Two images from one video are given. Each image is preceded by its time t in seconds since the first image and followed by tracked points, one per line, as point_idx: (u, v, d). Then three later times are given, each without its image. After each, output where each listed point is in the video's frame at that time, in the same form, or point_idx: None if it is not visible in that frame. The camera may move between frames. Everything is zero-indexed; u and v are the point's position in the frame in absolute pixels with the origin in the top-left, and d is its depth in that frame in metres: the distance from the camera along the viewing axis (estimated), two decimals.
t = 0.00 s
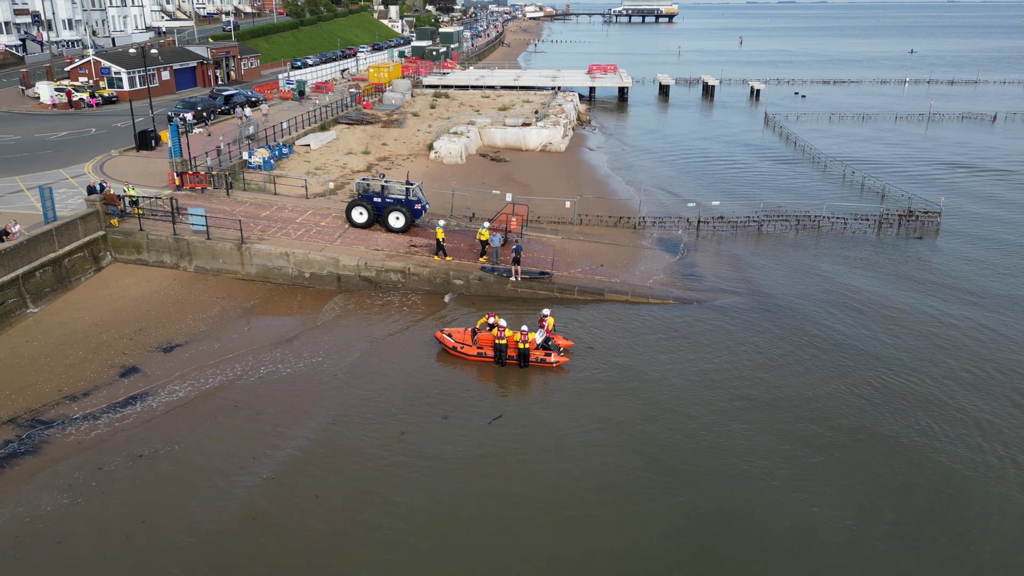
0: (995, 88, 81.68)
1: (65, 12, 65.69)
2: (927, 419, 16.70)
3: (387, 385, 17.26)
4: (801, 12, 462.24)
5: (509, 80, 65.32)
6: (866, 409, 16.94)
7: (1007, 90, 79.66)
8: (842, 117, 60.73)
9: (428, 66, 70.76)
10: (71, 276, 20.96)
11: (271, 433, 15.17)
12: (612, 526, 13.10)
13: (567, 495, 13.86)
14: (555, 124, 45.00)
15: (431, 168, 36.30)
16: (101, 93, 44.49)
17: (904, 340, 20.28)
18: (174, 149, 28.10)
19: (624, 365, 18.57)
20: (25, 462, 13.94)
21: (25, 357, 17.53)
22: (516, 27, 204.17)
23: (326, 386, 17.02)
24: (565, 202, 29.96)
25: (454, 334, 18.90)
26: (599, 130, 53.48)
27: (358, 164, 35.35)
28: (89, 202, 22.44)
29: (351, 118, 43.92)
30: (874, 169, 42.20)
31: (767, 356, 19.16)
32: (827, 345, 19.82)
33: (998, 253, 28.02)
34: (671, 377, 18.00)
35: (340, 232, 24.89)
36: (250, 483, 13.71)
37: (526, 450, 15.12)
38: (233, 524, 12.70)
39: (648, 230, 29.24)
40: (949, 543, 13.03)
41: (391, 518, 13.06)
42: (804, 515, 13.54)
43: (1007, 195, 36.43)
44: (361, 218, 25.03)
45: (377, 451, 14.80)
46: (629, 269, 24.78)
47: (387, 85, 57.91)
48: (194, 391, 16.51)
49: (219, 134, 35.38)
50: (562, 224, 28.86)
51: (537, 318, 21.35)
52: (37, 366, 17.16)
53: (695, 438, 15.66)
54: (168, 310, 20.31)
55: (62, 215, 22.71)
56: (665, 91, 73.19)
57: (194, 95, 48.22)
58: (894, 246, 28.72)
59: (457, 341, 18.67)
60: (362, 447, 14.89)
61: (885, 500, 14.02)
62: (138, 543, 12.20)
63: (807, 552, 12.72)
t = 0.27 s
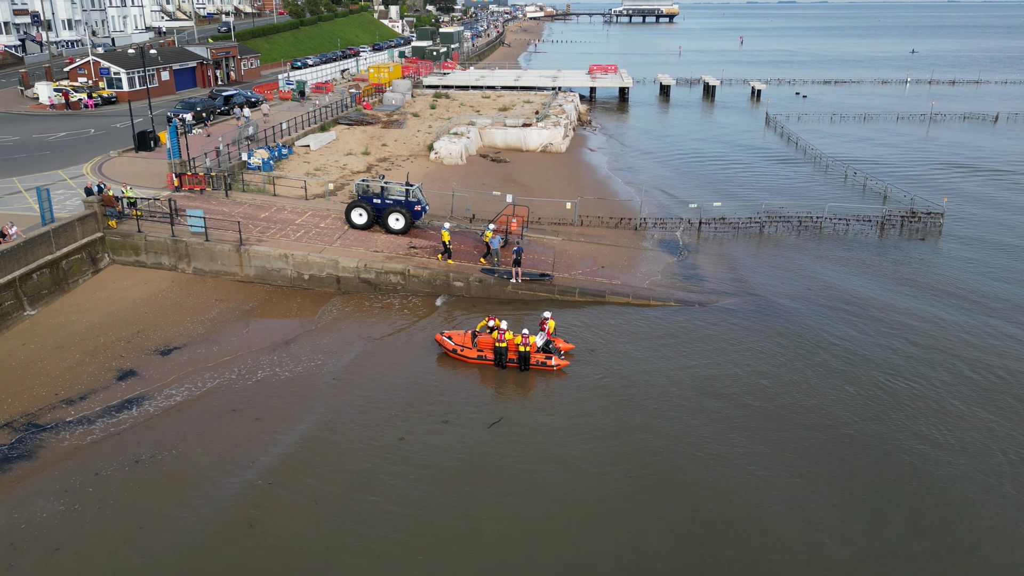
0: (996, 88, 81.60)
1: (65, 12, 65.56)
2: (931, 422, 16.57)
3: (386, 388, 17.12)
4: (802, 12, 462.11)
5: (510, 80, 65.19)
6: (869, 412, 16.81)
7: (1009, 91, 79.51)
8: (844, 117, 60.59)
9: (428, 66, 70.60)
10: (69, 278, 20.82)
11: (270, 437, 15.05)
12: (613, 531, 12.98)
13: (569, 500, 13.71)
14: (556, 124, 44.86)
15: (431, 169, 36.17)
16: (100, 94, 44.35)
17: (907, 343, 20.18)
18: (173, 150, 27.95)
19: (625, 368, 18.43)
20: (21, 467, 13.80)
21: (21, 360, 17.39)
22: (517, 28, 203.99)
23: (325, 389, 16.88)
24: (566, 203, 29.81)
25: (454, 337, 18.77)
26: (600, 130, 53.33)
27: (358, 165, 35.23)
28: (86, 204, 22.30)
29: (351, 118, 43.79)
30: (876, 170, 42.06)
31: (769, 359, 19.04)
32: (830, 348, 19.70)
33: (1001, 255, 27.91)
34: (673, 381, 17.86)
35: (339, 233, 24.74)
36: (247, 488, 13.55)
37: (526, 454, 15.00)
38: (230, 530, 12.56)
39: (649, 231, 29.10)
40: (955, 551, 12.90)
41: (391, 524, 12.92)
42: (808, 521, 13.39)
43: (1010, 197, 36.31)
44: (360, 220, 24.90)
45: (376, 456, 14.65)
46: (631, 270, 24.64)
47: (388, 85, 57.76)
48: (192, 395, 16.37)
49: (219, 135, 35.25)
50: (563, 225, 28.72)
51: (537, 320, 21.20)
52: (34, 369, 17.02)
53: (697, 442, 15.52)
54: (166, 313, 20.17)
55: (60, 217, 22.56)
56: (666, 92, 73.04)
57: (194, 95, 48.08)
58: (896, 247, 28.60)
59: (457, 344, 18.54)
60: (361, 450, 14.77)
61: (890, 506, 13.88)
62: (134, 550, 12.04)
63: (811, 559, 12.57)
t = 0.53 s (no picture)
0: (997, 89, 81.43)
1: (64, 12, 65.35)
2: (936, 429, 16.41)
3: (386, 393, 16.93)
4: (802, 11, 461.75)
5: (510, 80, 64.99)
6: (873, 418, 16.65)
7: (1011, 91, 79.35)
8: (845, 118, 60.41)
9: (429, 66, 70.40)
10: (65, 281, 20.62)
11: (267, 443, 14.86)
12: (615, 538, 12.81)
13: (571, 508, 13.52)
14: (556, 125, 44.66)
15: (431, 170, 35.98)
16: (99, 94, 44.17)
17: (911, 347, 20.03)
18: (170, 151, 27.75)
19: (627, 373, 18.24)
20: (14, 475, 13.59)
21: (15, 365, 17.20)
22: (517, 27, 203.76)
23: (323, 394, 16.69)
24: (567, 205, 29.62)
25: (453, 340, 18.59)
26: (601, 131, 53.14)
27: (358, 166, 35.04)
28: (83, 206, 22.11)
29: (351, 119, 43.60)
30: (878, 171, 41.89)
31: (772, 364, 18.87)
32: (833, 353, 19.53)
33: (1005, 257, 27.74)
34: (676, 386, 17.67)
35: (338, 235, 24.54)
36: (244, 496, 13.35)
37: (527, 460, 14.82)
38: (226, 539, 12.36)
39: (650, 233, 28.91)
40: (962, 561, 12.72)
41: (390, 533, 12.71)
42: (813, 531, 13.21)
43: (1013, 198, 36.14)
44: (360, 222, 24.70)
45: (375, 463, 14.45)
46: (632, 273, 24.44)
47: (388, 85, 57.58)
48: (188, 400, 16.16)
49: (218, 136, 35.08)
50: (563, 226, 28.52)
51: (538, 324, 21.01)
52: (28, 374, 16.83)
53: (700, 449, 15.33)
54: (163, 316, 19.96)
55: (56, 219, 22.36)
56: (667, 92, 72.86)
57: (193, 96, 47.88)
58: (899, 250, 28.43)
59: (456, 348, 18.36)
60: (360, 457, 14.59)
61: (897, 514, 13.69)
62: (129, 560, 11.83)
63: (817, 568, 12.38)
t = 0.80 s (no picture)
0: (999, 89, 81.19)
1: (62, 13, 65.18)
2: (942, 435, 16.18)
3: (383, 398, 16.72)
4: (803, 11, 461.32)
5: (510, 81, 64.75)
6: (878, 424, 16.42)
7: (1013, 91, 79.14)
8: (847, 118, 60.19)
9: (428, 66, 70.16)
10: (59, 284, 20.38)
11: (264, 450, 14.63)
12: (617, 549, 12.57)
13: (572, 516, 13.28)
14: (556, 126, 44.40)
15: (430, 171, 35.75)
16: (97, 95, 43.94)
17: (917, 352, 19.82)
18: (167, 152, 27.50)
19: (628, 379, 18.01)
20: (4, 484, 13.35)
21: (8, 370, 16.96)
22: (517, 28, 203.37)
23: (320, 399, 16.46)
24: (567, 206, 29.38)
25: (452, 344, 18.36)
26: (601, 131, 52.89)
27: (357, 167, 34.80)
28: (78, 208, 21.88)
29: (350, 120, 43.40)
30: (880, 172, 41.66)
31: (775, 368, 18.65)
32: (838, 357, 19.32)
33: (1010, 259, 27.52)
34: (678, 392, 17.45)
35: (336, 238, 24.30)
36: (239, 505, 13.10)
37: (527, 467, 14.59)
38: (221, 550, 12.10)
39: (651, 235, 28.69)
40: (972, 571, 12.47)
41: (388, 542, 12.46)
42: (819, 542, 12.96)
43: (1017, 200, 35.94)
44: (358, 224, 24.45)
45: (372, 471, 14.21)
46: (633, 275, 24.20)
47: (387, 86, 57.35)
48: (183, 406, 15.92)
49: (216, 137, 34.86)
50: (564, 228, 28.28)
51: (538, 327, 20.76)
52: (21, 380, 16.59)
53: (703, 457, 15.09)
54: (158, 320, 19.73)
55: (51, 222, 22.12)
56: (668, 92, 72.62)
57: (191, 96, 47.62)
58: (903, 251, 28.22)
59: (455, 352, 18.13)
60: (357, 464, 14.37)
61: (903, 524, 13.46)
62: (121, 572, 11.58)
63: None
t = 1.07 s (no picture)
0: (1001, 89, 80.94)
1: (60, 13, 64.94)
2: (947, 442, 15.98)
3: (380, 404, 16.49)
4: (803, 11, 460.84)
5: (510, 81, 64.47)
6: (883, 431, 16.20)
7: (1015, 91, 78.85)
8: (849, 119, 59.93)
9: (428, 66, 69.91)
10: (53, 288, 20.13)
11: (259, 458, 14.39)
12: (618, 559, 12.35)
13: (571, 526, 13.06)
14: (556, 127, 44.13)
15: (430, 172, 35.50)
16: (94, 96, 43.67)
17: (921, 357, 19.61)
18: (164, 154, 27.25)
19: (629, 385, 17.79)
20: None
21: None
22: (518, 27, 202.98)
23: (317, 406, 16.24)
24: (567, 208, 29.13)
25: (451, 350, 18.14)
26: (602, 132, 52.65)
27: (355, 168, 34.54)
28: (72, 211, 21.61)
29: (349, 121, 43.14)
30: (882, 173, 41.41)
31: (778, 374, 18.44)
32: (841, 362, 19.13)
33: (1014, 262, 27.29)
34: (679, 399, 17.22)
35: (334, 240, 24.05)
36: (233, 515, 12.86)
37: (527, 476, 14.37)
38: (214, 561, 11.87)
39: (652, 237, 28.44)
40: None
41: (384, 553, 12.23)
42: (823, 552, 12.73)
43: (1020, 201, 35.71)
44: (356, 227, 24.19)
45: (369, 479, 13.98)
46: (634, 279, 23.95)
47: (386, 87, 57.10)
48: (177, 413, 15.68)
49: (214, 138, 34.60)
50: (564, 231, 28.04)
51: (538, 332, 20.52)
52: (12, 386, 16.34)
53: (705, 464, 14.87)
54: (153, 325, 19.48)
55: (45, 225, 21.87)
56: (669, 93, 72.35)
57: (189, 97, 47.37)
58: (906, 254, 28.00)
59: (453, 357, 17.91)
60: (354, 473, 14.14)
61: (908, 534, 13.24)
62: None
63: None
